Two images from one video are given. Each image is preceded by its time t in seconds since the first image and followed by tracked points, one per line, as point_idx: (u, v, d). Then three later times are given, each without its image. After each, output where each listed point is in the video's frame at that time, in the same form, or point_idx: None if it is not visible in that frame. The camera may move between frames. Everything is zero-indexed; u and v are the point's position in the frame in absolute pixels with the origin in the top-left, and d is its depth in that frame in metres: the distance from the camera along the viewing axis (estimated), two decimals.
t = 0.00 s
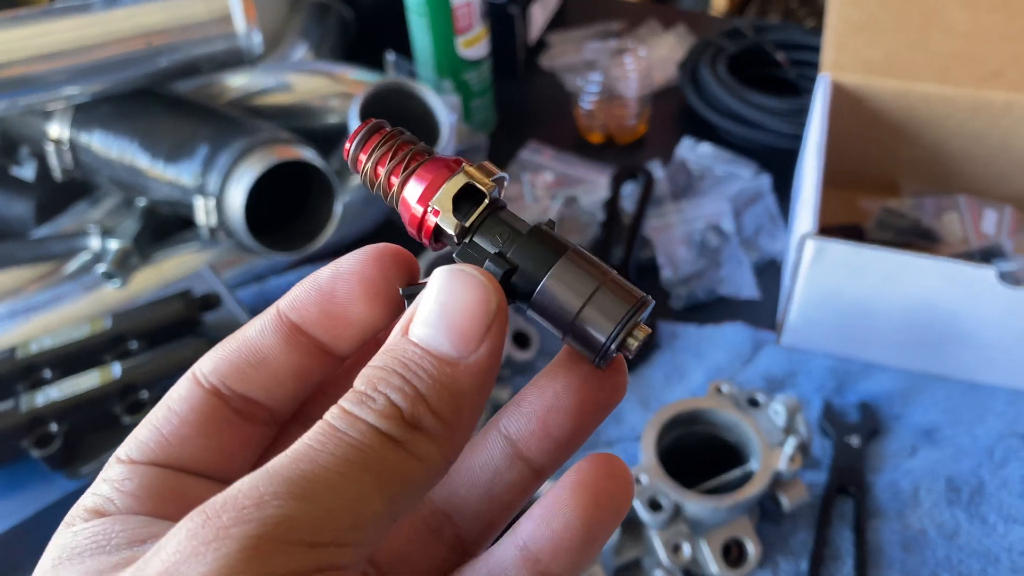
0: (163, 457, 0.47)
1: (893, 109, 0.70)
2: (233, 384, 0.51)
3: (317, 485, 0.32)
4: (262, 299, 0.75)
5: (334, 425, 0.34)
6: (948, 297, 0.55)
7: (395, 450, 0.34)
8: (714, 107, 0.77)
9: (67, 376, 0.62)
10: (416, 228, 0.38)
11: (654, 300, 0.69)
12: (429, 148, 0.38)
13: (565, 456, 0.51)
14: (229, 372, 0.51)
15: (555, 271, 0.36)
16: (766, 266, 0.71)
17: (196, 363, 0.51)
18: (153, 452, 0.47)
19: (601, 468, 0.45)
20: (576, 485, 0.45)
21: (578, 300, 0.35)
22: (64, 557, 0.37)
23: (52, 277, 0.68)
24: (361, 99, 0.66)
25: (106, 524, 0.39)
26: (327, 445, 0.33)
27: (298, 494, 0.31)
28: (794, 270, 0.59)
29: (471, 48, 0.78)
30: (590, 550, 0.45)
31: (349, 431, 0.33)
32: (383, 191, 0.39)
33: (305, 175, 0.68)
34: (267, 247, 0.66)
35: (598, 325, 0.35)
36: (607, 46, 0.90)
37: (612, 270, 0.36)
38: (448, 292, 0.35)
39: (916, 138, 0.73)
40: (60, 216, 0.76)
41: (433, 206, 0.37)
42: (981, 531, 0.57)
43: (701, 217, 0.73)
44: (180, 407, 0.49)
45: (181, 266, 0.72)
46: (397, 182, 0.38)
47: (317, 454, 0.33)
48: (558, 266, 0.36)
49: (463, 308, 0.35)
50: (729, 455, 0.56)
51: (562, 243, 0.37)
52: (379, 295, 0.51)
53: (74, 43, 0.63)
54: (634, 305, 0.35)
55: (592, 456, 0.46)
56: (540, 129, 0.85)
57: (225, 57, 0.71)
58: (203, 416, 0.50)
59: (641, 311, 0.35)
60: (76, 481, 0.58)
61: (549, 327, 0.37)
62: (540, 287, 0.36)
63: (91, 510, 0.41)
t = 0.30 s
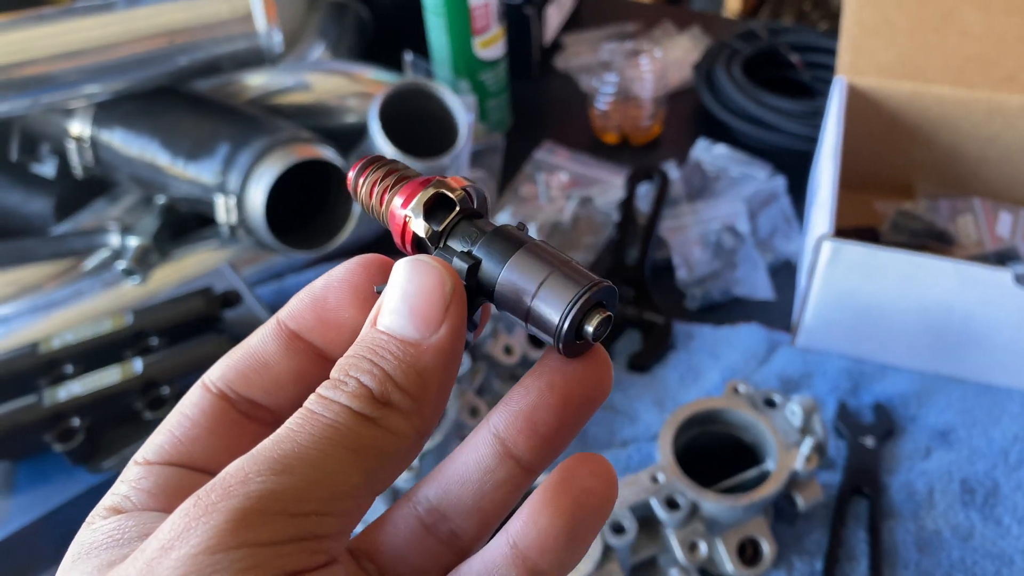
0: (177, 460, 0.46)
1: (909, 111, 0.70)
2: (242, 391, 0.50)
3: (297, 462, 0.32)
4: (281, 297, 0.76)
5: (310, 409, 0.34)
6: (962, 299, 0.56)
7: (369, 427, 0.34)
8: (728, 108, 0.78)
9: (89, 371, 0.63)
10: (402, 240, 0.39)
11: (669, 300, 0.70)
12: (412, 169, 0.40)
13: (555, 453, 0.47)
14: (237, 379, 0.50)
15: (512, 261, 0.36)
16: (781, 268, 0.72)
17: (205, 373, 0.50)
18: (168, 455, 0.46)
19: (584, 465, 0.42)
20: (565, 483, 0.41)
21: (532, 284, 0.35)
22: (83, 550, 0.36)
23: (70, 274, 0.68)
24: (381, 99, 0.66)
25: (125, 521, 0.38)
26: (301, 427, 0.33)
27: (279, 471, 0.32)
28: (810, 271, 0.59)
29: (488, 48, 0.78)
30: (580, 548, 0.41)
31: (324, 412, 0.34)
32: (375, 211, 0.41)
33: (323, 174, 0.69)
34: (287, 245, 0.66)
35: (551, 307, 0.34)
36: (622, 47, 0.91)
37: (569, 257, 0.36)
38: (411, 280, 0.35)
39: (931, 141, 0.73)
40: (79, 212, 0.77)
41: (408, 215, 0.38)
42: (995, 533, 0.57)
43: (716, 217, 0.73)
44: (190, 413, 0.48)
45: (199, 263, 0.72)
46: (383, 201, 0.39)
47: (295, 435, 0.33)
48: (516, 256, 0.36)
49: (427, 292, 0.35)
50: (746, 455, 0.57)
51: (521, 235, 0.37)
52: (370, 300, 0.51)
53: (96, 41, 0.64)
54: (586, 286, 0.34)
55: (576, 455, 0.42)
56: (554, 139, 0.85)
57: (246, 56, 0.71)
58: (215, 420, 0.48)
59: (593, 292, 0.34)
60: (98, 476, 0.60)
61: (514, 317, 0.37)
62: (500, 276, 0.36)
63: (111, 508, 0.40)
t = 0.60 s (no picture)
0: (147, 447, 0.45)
1: (919, 114, 0.70)
2: (214, 376, 0.50)
3: (301, 458, 0.31)
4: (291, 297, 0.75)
5: (309, 401, 0.33)
6: (972, 303, 0.55)
7: (371, 423, 0.33)
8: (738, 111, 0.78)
9: (100, 369, 0.64)
10: (386, 232, 0.38)
11: (678, 302, 0.70)
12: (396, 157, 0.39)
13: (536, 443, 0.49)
14: (210, 365, 0.50)
15: (510, 260, 0.35)
16: (790, 271, 0.72)
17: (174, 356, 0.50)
18: (138, 441, 0.45)
19: (570, 458, 0.43)
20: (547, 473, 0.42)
21: (531, 284, 0.35)
22: (55, 539, 0.35)
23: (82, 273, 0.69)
24: (392, 100, 0.66)
25: (96, 510, 0.37)
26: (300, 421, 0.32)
27: (282, 467, 0.31)
28: (819, 274, 0.59)
29: (498, 50, 0.78)
30: (562, 535, 0.42)
31: (325, 405, 0.33)
32: (355, 200, 0.39)
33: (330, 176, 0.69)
34: (296, 245, 0.67)
35: (551, 307, 0.34)
36: (632, 49, 0.91)
37: (565, 257, 0.36)
38: (415, 274, 0.34)
39: (942, 144, 0.73)
40: (90, 211, 0.77)
41: (399, 206, 0.37)
42: (1004, 538, 0.57)
43: (724, 221, 0.73)
44: (161, 398, 0.48)
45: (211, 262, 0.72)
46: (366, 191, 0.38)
47: (297, 428, 0.32)
48: (512, 256, 0.36)
49: (431, 286, 0.34)
50: (753, 459, 0.57)
51: (516, 234, 0.37)
52: (353, 290, 0.50)
53: (109, 42, 0.65)
54: (584, 287, 0.35)
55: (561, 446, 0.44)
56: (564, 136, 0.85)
57: (257, 56, 0.71)
58: (188, 405, 0.48)
59: (591, 293, 0.35)
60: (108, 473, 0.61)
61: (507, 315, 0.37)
62: (497, 275, 0.36)
63: (81, 498, 0.39)
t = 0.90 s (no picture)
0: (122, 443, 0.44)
1: (926, 117, 0.70)
2: (189, 370, 0.48)
3: (289, 450, 0.31)
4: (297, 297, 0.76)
5: (297, 390, 0.32)
6: (977, 306, 0.55)
7: (361, 413, 0.32)
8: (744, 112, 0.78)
9: (107, 367, 0.64)
10: (366, 225, 0.38)
11: (683, 303, 0.70)
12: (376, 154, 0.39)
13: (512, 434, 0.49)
14: (184, 359, 0.47)
15: (490, 249, 0.35)
16: (795, 272, 0.72)
17: (147, 349, 0.48)
18: (111, 437, 0.44)
19: (536, 460, 0.43)
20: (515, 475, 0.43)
21: (512, 272, 0.35)
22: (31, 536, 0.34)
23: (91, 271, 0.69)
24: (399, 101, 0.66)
25: (73, 503, 0.36)
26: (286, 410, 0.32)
27: (270, 458, 0.30)
28: (824, 276, 0.59)
29: (506, 50, 0.78)
30: (532, 537, 0.43)
31: (313, 393, 0.32)
32: (335, 197, 0.39)
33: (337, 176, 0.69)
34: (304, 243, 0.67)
35: (533, 294, 0.34)
36: (639, 50, 0.91)
37: (545, 244, 0.36)
38: (404, 264, 0.33)
39: (948, 147, 0.73)
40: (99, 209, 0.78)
41: (381, 196, 0.37)
42: (1008, 541, 0.57)
43: (731, 222, 0.73)
44: (135, 392, 0.46)
45: (216, 261, 0.71)
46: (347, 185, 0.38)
47: (286, 417, 0.31)
48: (492, 245, 0.36)
49: (421, 277, 0.33)
50: (758, 461, 0.57)
51: (496, 224, 0.36)
52: (334, 285, 0.47)
53: (120, 42, 0.65)
54: (565, 272, 0.35)
55: (531, 445, 0.44)
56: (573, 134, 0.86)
57: (266, 56, 0.71)
58: (163, 400, 0.47)
59: (572, 278, 0.35)
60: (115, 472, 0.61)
61: (490, 305, 0.37)
62: (478, 265, 0.35)
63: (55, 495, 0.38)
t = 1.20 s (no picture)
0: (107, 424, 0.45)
1: (936, 117, 0.70)
2: (182, 343, 0.48)
3: (285, 430, 0.30)
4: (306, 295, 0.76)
5: (296, 362, 0.32)
6: (988, 307, 0.55)
7: (364, 385, 0.32)
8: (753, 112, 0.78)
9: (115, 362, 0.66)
10: (374, 182, 0.37)
11: (692, 303, 0.70)
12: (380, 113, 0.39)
13: (534, 411, 0.49)
14: (176, 332, 0.48)
15: (514, 209, 0.35)
16: (805, 272, 0.72)
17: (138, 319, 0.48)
18: (97, 417, 0.45)
19: (565, 439, 0.43)
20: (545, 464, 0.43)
21: (539, 233, 0.34)
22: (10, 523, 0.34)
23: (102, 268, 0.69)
24: (408, 99, 0.67)
25: (54, 490, 0.36)
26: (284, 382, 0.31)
27: (265, 440, 0.30)
28: (833, 276, 0.59)
29: (515, 49, 0.79)
30: (561, 529, 0.44)
31: (314, 365, 0.32)
32: (339, 156, 0.39)
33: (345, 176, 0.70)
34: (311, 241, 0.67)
35: (562, 254, 0.34)
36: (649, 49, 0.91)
37: (570, 202, 0.36)
38: (419, 219, 0.33)
39: (959, 147, 0.72)
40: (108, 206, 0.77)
41: (391, 150, 0.37)
42: (1018, 543, 0.57)
43: (740, 222, 0.73)
44: (123, 366, 0.47)
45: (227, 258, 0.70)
46: (353, 143, 0.38)
47: (282, 393, 0.31)
48: (516, 204, 0.35)
49: (437, 233, 0.33)
50: (766, 460, 0.57)
51: (516, 181, 0.36)
52: (337, 248, 0.46)
53: (132, 39, 0.66)
54: (596, 232, 0.34)
55: (563, 425, 0.44)
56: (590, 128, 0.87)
57: (276, 54, 0.72)
58: (154, 377, 0.47)
59: (602, 239, 0.34)
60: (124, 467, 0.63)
61: (514, 270, 0.36)
62: (500, 225, 0.35)
63: (35, 480, 0.39)
